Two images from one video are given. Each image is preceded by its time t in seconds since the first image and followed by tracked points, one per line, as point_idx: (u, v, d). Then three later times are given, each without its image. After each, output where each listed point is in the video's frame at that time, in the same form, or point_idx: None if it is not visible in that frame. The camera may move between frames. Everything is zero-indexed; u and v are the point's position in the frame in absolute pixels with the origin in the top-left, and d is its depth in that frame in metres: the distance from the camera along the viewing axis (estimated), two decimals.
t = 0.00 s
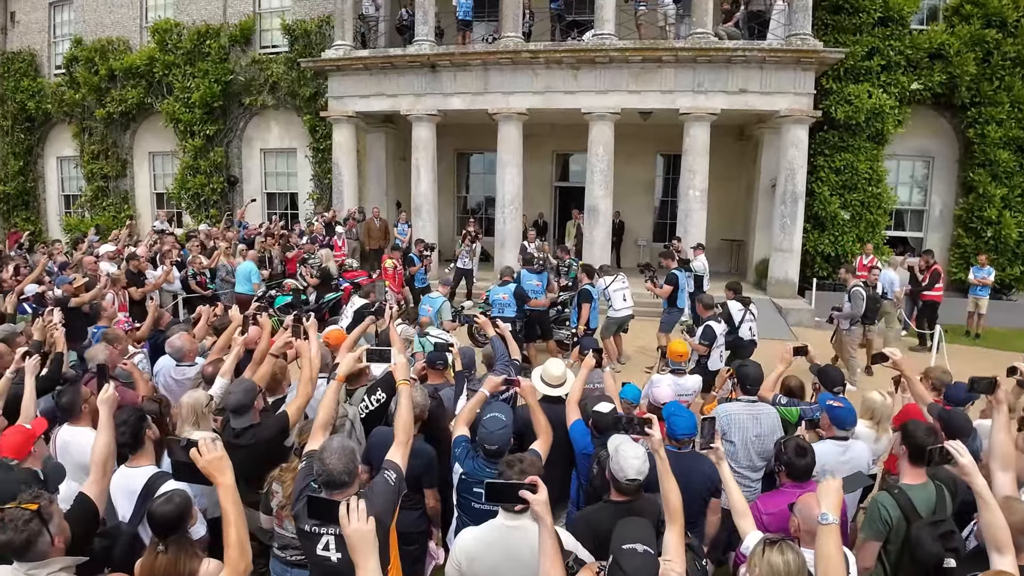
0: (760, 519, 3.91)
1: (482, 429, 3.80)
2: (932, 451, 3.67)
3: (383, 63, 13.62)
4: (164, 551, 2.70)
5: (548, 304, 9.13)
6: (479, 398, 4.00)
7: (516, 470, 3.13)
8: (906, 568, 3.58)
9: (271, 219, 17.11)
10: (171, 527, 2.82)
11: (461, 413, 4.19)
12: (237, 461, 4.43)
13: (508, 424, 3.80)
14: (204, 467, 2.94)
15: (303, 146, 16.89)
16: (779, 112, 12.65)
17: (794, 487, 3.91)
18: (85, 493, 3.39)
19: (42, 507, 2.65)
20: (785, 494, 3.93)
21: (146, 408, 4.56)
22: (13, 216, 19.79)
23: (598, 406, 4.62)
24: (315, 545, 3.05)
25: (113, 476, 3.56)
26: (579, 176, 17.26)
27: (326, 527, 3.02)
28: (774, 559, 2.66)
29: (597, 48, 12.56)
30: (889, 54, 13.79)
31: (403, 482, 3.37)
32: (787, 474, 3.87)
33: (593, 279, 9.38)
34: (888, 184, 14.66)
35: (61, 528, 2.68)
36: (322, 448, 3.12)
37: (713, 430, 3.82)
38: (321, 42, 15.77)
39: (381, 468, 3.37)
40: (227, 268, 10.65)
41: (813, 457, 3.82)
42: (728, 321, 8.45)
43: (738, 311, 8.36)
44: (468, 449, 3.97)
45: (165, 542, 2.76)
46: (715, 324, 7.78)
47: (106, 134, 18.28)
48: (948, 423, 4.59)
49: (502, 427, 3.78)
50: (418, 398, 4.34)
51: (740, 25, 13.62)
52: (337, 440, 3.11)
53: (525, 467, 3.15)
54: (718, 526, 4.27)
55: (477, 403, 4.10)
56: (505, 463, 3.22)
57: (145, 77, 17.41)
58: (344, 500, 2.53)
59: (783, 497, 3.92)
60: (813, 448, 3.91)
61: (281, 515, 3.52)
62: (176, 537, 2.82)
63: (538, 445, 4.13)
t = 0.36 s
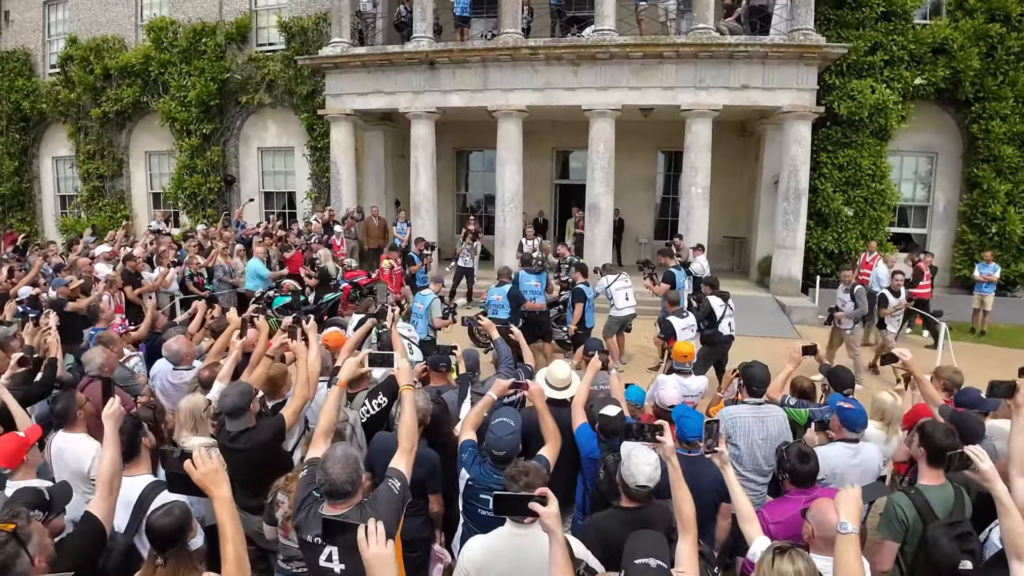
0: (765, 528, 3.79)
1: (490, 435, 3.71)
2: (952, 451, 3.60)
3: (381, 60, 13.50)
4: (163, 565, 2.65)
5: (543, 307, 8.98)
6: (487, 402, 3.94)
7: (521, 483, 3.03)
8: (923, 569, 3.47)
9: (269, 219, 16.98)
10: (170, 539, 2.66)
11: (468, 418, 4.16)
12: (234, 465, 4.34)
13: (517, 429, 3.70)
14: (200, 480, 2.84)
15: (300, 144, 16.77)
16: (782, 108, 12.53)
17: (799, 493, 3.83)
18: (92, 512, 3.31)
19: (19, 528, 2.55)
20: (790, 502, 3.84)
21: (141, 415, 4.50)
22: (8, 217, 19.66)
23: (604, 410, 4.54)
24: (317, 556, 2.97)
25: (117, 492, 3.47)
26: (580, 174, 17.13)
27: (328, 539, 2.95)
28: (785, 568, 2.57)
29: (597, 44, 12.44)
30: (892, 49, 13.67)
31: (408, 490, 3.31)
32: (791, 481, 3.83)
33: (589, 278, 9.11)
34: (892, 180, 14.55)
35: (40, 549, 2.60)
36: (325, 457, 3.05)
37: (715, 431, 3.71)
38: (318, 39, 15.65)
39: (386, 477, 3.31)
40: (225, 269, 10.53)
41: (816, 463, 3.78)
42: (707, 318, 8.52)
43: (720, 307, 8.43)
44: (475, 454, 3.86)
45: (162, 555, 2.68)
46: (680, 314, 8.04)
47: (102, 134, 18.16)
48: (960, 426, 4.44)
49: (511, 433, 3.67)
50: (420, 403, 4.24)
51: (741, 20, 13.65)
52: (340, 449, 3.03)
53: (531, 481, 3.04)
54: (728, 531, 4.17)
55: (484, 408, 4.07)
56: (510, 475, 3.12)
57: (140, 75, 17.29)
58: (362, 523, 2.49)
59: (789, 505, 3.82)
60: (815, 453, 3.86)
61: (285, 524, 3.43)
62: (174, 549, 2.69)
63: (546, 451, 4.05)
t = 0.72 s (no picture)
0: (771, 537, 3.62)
1: (496, 445, 3.65)
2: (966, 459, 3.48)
3: (378, 58, 13.37)
4: None
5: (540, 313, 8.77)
6: (492, 409, 3.87)
7: (531, 501, 2.98)
8: None
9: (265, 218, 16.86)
10: (169, 560, 2.71)
11: (474, 425, 4.09)
12: (233, 473, 4.21)
13: (525, 440, 3.67)
14: (195, 497, 2.74)
15: (297, 143, 16.65)
16: (784, 105, 12.42)
17: (805, 504, 3.72)
18: (88, 530, 3.28)
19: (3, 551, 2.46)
20: (796, 512, 3.73)
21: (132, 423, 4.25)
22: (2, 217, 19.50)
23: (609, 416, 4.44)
24: None
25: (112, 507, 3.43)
26: (579, 173, 17.02)
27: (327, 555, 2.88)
28: None
29: (597, 41, 12.32)
30: (894, 46, 13.57)
31: (411, 503, 3.20)
32: (796, 490, 3.71)
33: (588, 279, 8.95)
34: (894, 179, 14.44)
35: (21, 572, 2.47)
36: (324, 469, 2.96)
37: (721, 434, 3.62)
38: (315, 37, 15.51)
39: (387, 490, 3.19)
40: (222, 270, 10.39)
41: (822, 472, 3.66)
42: (679, 315, 8.83)
43: (690, 305, 8.79)
44: (481, 464, 3.82)
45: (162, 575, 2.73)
46: (652, 307, 8.15)
47: (96, 134, 18.01)
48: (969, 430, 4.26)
49: (519, 443, 3.64)
50: (423, 410, 4.13)
51: (743, 17, 13.48)
52: (339, 461, 2.94)
53: (541, 498, 2.99)
54: (738, 540, 4.07)
55: (490, 414, 4.07)
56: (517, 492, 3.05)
57: (135, 74, 17.15)
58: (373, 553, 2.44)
59: (794, 516, 3.70)
60: (821, 462, 3.74)
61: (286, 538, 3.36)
62: (173, 570, 2.74)
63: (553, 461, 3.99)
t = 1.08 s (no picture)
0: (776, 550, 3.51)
1: (494, 455, 3.54)
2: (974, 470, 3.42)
3: (375, 56, 13.25)
4: None
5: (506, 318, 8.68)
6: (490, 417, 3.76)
7: (540, 514, 3.09)
8: None
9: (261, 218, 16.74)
10: None
11: (470, 433, 3.97)
12: (223, 481, 4.08)
13: (523, 449, 3.55)
14: (166, 517, 2.71)
15: (293, 143, 16.52)
16: (785, 103, 12.29)
17: (812, 515, 3.59)
18: (63, 546, 3.17)
19: None
20: (802, 523, 3.60)
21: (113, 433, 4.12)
22: None
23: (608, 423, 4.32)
24: None
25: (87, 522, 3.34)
26: (578, 172, 16.90)
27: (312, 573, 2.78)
28: None
29: (595, 38, 12.19)
30: (896, 43, 13.45)
31: (399, 518, 3.07)
32: (802, 501, 3.59)
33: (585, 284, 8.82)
34: (897, 177, 14.30)
35: None
36: (308, 483, 2.87)
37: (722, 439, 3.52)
38: (310, 35, 15.38)
39: (375, 504, 3.06)
40: (215, 271, 10.26)
41: (828, 482, 3.55)
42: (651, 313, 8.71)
43: (664, 306, 8.68)
44: (478, 474, 3.70)
45: None
46: (621, 306, 8.22)
47: (90, 133, 17.90)
48: (978, 436, 4.14)
49: (517, 452, 3.53)
50: (415, 418, 3.99)
51: (744, 14, 13.37)
52: (323, 474, 2.87)
53: (550, 511, 3.11)
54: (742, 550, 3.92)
55: (488, 422, 3.97)
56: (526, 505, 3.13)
57: (129, 73, 17.02)
58: None
59: (800, 527, 3.57)
60: (827, 471, 3.62)
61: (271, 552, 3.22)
62: None
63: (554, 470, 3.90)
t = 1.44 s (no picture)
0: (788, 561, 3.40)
1: (497, 465, 3.42)
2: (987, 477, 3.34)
3: (373, 55, 13.15)
4: None
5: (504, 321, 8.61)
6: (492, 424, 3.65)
7: (558, 520, 3.02)
8: None
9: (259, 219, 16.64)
10: None
11: (473, 440, 3.86)
12: (218, 488, 3.97)
13: (527, 460, 3.43)
14: (154, 538, 2.64)
15: (291, 143, 16.42)
16: (788, 102, 12.19)
17: (825, 524, 3.47)
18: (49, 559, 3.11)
19: None
20: (816, 533, 3.48)
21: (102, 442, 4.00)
22: None
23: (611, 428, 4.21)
24: None
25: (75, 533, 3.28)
26: (579, 171, 16.79)
27: None
28: None
29: (596, 36, 12.09)
30: (900, 41, 13.33)
31: (397, 532, 2.96)
32: (816, 510, 3.47)
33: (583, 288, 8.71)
34: (901, 176, 14.18)
35: None
36: (300, 496, 2.77)
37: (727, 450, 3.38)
38: (308, 34, 15.27)
39: (371, 518, 2.95)
40: (212, 273, 10.14)
41: (845, 490, 3.43)
42: (633, 311, 8.68)
43: (645, 305, 8.65)
44: (481, 482, 3.58)
45: None
46: (604, 301, 8.30)
47: (87, 134, 17.81)
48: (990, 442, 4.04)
49: (521, 463, 3.42)
50: (412, 424, 3.87)
51: (745, 12, 13.28)
52: (317, 486, 2.76)
53: (567, 518, 3.04)
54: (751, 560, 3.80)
55: (491, 428, 3.87)
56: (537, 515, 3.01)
57: (126, 73, 16.92)
58: None
59: (813, 538, 3.45)
60: (843, 480, 3.51)
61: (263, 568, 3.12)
62: None
63: (558, 478, 3.79)
